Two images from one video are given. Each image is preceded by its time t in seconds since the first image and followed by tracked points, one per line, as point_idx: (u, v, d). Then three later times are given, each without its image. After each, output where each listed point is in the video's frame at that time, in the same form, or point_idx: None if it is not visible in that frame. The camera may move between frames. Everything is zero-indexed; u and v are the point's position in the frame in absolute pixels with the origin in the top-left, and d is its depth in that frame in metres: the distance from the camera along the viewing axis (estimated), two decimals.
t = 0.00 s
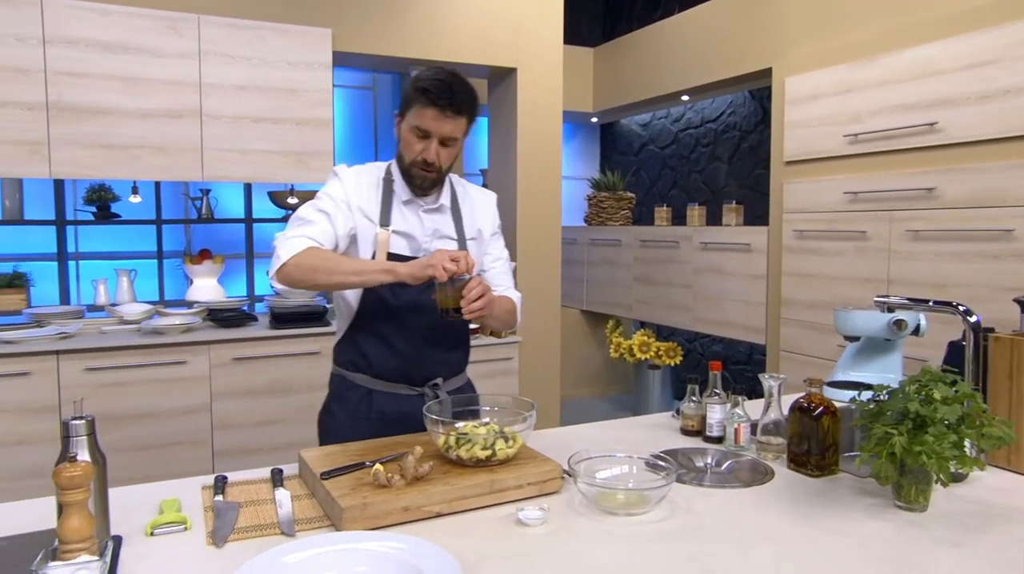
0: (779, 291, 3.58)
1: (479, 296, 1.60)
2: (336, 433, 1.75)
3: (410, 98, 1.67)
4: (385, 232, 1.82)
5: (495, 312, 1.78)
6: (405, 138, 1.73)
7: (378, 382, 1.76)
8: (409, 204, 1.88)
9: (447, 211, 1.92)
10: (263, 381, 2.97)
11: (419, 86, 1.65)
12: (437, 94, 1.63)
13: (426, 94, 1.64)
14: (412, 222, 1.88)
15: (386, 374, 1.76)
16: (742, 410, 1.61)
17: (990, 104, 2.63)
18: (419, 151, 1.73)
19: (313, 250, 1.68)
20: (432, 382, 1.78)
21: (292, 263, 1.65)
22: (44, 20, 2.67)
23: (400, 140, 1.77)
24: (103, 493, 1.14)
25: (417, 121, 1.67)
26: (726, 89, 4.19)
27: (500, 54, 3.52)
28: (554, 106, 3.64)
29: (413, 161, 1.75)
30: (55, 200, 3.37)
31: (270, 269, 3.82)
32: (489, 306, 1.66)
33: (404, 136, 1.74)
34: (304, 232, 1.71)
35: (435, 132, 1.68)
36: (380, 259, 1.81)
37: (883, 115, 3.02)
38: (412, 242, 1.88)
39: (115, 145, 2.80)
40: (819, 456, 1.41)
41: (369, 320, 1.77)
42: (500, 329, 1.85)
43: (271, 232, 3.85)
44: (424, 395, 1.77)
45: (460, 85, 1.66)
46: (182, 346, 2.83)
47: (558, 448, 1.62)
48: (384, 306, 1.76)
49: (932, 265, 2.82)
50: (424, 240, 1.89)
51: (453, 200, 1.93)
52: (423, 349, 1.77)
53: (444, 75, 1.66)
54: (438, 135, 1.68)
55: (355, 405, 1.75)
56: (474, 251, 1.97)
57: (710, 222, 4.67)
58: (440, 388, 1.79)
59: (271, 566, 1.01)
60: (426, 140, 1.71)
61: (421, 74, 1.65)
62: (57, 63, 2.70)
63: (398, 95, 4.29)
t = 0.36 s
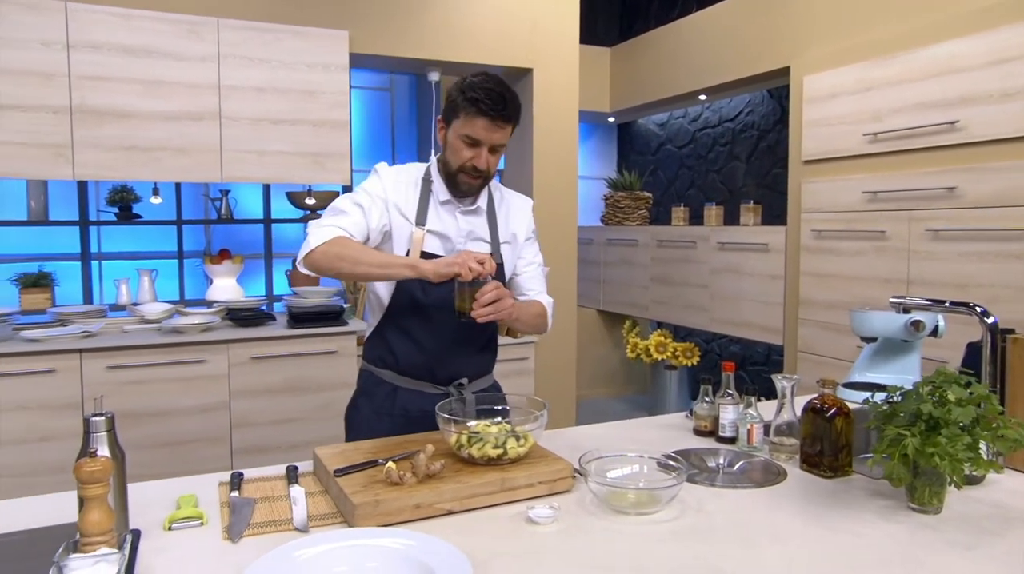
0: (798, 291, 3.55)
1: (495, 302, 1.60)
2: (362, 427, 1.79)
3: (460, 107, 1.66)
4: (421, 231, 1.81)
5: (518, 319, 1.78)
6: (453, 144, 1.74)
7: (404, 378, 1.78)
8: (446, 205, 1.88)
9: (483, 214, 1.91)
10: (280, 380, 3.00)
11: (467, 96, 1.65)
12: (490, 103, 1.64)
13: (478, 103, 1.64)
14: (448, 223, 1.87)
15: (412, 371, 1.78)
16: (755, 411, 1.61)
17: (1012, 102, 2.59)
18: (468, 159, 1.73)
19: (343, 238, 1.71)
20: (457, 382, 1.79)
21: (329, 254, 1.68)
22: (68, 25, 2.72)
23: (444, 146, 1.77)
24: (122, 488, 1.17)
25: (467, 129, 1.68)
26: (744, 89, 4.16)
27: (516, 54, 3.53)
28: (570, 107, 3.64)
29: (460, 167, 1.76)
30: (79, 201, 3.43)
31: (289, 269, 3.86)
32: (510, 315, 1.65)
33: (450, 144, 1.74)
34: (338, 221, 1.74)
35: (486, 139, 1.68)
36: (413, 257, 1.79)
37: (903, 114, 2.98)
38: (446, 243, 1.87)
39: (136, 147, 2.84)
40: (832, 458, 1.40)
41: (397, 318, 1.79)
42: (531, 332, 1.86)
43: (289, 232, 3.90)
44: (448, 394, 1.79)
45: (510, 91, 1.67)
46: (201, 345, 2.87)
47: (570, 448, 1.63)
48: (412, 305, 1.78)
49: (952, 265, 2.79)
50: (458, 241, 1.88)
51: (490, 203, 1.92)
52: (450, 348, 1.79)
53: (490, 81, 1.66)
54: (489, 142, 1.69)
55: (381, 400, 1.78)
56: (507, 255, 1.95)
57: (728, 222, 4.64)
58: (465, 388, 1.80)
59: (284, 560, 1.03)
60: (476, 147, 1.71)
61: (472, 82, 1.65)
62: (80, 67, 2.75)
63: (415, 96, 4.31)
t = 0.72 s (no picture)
0: (814, 292, 3.52)
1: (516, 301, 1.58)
2: (376, 426, 1.81)
3: (470, 112, 1.66)
4: (436, 237, 1.82)
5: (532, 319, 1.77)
6: (465, 150, 1.74)
7: (417, 380, 1.80)
8: (463, 210, 1.87)
9: (501, 218, 1.90)
10: (297, 380, 3.03)
11: (476, 101, 1.64)
12: (496, 107, 1.62)
13: (486, 108, 1.63)
14: (464, 228, 1.87)
15: (425, 373, 1.80)
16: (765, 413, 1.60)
17: None
18: (480, 164, 1.73)
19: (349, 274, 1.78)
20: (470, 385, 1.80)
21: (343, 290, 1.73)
22: (89, 32, 2.77)
23: (458, 151, 1.78)
24: (137, 484, 1.19)
25: (477, 135, 1.68)
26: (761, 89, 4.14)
27: (530, 56, 3.54)
28: (585, 108, 3.65)
29: (473, 173, 1.76)
30: (100, 204, 3.49)
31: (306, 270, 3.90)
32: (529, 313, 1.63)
33: (464, 149, 1.74)
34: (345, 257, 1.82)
35: (495, 143, 1.68)
36: (428, 263, 1.82)
37: (921, 114, 2.95)
38: (463, 248, 1.86)
39: (155, 150, 2.89)
40: (841, 460, 1.40)
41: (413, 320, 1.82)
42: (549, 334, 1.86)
43: (306, 234, 3.94)
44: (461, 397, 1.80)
45: (520, 95, 1.65)
46: (218, 345, 2.91)
47: (580, 448, 1.63)
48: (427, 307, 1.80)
49: (971, 266, 2.76)
50: (474, 247, 1.87)
51: (508, 207, 1.90)
52: (464, 352, 1.80)
53: (499, 85, 1.65)
54: (498, 146, 1.68)
55: (394, 400, 1.80)
56: (525, 259, 1.94)
57: (744, 223, 4.62)
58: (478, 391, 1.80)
59: (292, 556, 1.05)
60: (487, 152, 1.71)
61: (481, 87, 1.64)
62: (101, 72, 2.80)
63: (430, 98, 4.34)
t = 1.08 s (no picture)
0: (831, 293, 3.49)
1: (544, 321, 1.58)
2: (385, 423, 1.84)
3: (470, 119, 1.67)
4: (443, 243, 1.81)
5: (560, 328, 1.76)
6: (466, 155, 1.75)
7: (427, 381, 1.82)
8: (472, 216, 1.86)
9: (511, 223, 1.89)
10: (313, 380, 3.07)
11: (474, 107, 1.64)
12: (494, 115, 1.62)
13: (483, 114, 1.63)
14: (473, 234, 1.86)
15: (435, 375, 1.82)
16: (774, 414, 1.59)
17: None
18: (480, 171, 1.74)
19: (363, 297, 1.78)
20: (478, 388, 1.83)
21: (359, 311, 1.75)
22: (110, 37, 2.83)
23: (462, 156, 1.79)
24: (151, 480, 1.22)
25: (477, 142, 1.68)
26: (778, 89, 4.11)
27: (544, 58, 3.55)
28: (599, 109, 3.65)
29: (474, 179, 1.77)
30: (122, 206, 3.55)
31: (322, 272, 3.95)
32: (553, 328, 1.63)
33: (466, 155, 1.76)
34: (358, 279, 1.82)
35: (494, 151, 1.68)
36: (437, 270, 1.80)
37: (939, 113, 2.92)
38: (472, 254, 1.85)
39: (174, 153, 2.94)
40: (850, 461, 1.39)
41: (425, 324, 1.83)
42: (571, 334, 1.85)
43: (323, 235, 3.99)
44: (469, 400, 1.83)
45: (519, 101, 1.64)
46: (236, 345, 2.95)
47: (588, 448, 1.64)
48: (439, 312, 1.81)
49: (989, 267, 2.72)
50: (483, 253, 1.86)
51: (517, 211, 1.89)
52: (474, 356, 1.81)
53: (499, 92, 1.64)
54: (497, 153, 1.69)
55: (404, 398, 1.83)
56: (536, 264, 1.93)
57: (762, 223, 4.58)
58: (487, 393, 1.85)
59: (300, 551, 1.06)
60: (487, 158, 1.72)
61: (481, 94, 1.64)
62: (123, 77, 2.86)
63: (446, 100, 4.36)
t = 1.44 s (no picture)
0: (852, 294, 3.45)
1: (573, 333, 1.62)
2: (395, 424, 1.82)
3: (502, 129, 1.61)
4: (462, 251, 1.79)
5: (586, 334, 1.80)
6: (496, 166, 1.69)
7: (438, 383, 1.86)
8: (493, 225, 1.85)
9: (531, 233, 1.89)
10: (331, 378, 3.10)
11: (508, 117, 1.59)
12: (530, 126, 1.57)
13: (519, 124, 1.58)
14: (494, 243, 1.85)
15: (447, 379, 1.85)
16: (785, 415, 1.58)
17: None
18: (511, 180, 1.69)
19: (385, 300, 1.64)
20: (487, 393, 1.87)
21: (369, 311, 1.59)
22: (134, 42, 2.89)
23: (489, 164, 1.73)
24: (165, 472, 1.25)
25: (511, 153, 1.63)
26: (798, 87, 4.07)
27: (562, 58, 3.56)
28: (617, 109, 3.65)
29: (504, 188, 1.72)
30: (146, 207, 3.62)
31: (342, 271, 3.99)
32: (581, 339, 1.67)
33: (495, 163, 1.70)
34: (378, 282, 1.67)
35: (528, 161, 1.64)
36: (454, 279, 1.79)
37: (962, 110, 2.87)
38: (492, 263, 1.84)
39: (196, 155, 2.99)
40: (859, 462, 1.38)
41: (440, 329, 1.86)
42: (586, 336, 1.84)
43: (342, 236, 4.04)
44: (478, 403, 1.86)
45: (553, 109, 1.59)
46: (255, 344, 3.00)
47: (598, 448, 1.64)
48: (453, 318, 1.84)
49: (1013, 267, 2.67)
50: (502, 262, 1.85)
51: (537, 221, 1.90)
52: (485, 362, 1.84)
53: (533, 100, 1.59)
54: (532, 163, 1.64)
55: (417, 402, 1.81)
56: (554, 272, 1.96)
57: (783, 223, 4.54)
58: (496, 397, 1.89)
59: (307, 544, 1.08)
60: (519, 168, 1.67)
61: (513, 102, 1.58)
62: (146, 81, 2.91)
63: (465, 101, 4.38)
